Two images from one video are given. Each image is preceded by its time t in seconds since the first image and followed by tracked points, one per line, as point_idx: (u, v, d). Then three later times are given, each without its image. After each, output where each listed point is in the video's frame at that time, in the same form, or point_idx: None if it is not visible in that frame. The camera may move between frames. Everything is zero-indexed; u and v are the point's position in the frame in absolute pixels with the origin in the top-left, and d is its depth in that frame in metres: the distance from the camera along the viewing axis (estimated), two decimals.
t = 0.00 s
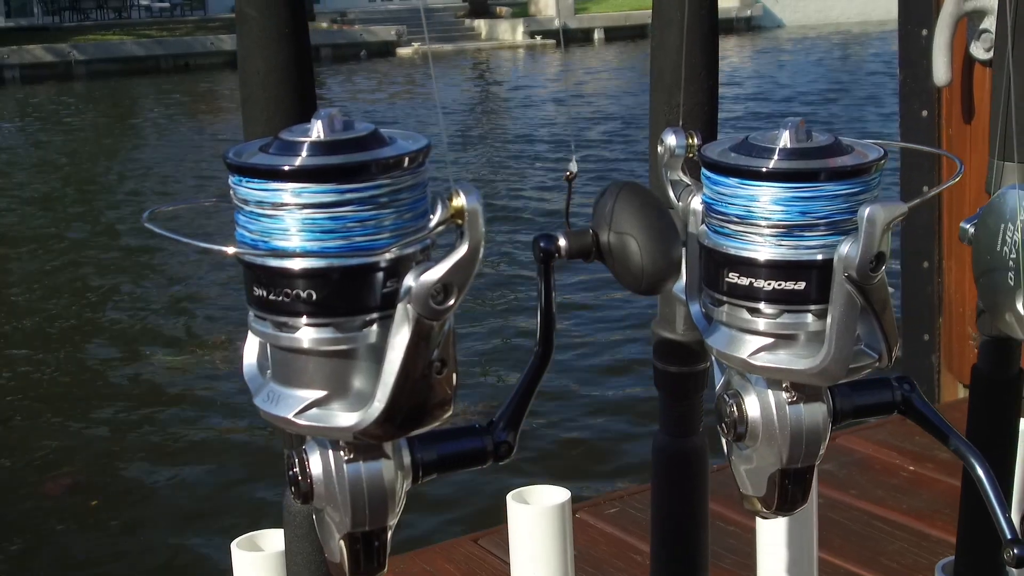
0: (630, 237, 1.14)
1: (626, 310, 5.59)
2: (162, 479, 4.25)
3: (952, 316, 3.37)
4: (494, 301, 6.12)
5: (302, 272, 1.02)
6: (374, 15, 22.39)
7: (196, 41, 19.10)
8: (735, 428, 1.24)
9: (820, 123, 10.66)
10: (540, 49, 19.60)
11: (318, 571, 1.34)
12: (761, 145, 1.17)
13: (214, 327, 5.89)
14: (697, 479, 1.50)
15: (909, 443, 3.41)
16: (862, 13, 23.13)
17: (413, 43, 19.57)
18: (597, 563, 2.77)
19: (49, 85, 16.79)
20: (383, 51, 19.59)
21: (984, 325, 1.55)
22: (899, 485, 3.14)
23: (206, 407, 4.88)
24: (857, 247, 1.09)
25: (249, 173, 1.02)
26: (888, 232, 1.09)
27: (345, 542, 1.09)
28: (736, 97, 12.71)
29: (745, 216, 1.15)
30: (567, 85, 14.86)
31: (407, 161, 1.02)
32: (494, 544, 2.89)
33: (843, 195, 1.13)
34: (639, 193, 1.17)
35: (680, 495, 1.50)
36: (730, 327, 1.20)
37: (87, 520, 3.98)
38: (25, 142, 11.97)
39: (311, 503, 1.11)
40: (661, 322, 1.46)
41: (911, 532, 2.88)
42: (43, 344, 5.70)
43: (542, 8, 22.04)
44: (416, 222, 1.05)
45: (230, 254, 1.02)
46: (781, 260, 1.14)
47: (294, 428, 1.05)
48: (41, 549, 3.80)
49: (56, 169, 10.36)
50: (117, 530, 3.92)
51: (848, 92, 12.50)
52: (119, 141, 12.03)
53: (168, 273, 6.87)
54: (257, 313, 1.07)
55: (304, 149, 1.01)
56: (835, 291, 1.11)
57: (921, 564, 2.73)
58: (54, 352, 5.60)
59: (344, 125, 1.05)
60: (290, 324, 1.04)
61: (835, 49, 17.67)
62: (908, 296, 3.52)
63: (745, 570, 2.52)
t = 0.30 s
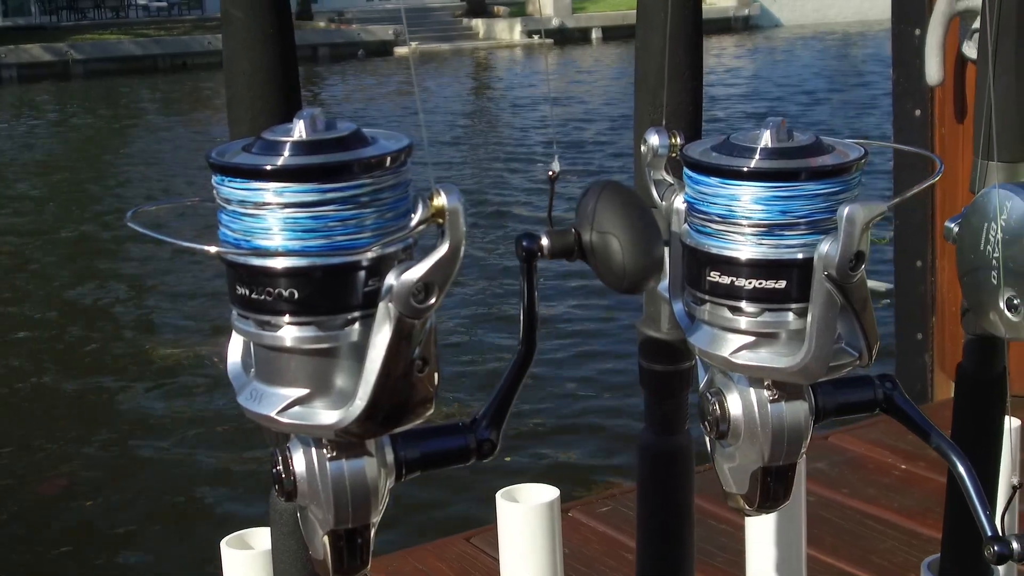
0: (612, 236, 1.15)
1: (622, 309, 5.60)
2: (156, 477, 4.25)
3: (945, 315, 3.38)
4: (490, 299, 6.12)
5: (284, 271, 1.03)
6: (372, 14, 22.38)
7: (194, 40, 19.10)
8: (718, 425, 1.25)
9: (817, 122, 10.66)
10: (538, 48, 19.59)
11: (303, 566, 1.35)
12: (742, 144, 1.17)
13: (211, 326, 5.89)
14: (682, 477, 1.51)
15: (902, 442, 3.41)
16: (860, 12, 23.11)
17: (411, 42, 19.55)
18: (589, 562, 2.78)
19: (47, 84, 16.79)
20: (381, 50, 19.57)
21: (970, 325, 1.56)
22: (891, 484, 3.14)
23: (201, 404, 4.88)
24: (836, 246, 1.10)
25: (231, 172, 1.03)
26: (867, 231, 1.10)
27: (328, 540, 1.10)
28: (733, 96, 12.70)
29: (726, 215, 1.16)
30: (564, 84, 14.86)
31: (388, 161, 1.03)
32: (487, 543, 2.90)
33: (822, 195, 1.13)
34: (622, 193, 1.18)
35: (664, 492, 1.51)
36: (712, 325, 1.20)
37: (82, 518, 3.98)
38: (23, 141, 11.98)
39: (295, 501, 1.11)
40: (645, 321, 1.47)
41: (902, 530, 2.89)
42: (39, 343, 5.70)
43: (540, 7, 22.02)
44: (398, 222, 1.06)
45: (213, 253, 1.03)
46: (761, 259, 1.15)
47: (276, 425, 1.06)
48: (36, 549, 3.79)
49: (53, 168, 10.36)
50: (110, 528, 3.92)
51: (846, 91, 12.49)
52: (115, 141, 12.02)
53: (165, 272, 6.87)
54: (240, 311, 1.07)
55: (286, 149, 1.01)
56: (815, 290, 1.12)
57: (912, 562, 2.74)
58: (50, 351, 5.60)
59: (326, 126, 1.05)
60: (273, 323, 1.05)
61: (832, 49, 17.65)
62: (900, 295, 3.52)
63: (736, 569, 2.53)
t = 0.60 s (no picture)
0: (593, 242, 1.16)
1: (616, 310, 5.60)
2: (149, 478, 4.25)
3: (937, 320, 3.40)
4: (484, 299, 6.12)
5: (267, 278, 1.03)
6: (367, 13, 22.36)
7: (189, 40, 19.07)
8: (700, 430, 1.25)
9: (811, 123, 10.67)
10: (534, 48, 19.59)
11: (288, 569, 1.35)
12: (724, 151, 1.18)
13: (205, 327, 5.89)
14: (667, 480, 1.51)
15: (893, 444, 3.42)
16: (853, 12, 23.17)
17: (407, 42, 19.52)
18: (579, 563, 2.79)
19: (42, 84, 16.76)
20: (377, 50, 19.55)
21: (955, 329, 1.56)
22: (881, 485, 3.15)
23: (194, 404, 4.88)
24: (816, 253, 1.10)
25: (214, 180, 1.03)
26: (848, 238, 1.11)
27: (311, 545, 1.11)
28: (726, 96, 12.71)
29: (707, 221, 1.16)
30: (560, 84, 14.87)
31: (371, 168, 1.03)
32: (478, 544, 2.90)
33: (804, 201, 1.14)
34: (604, 199, 1.19)
35: (649, 496, 1.52)
36: (695, 331, 1.21)
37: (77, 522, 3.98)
38: (18, 141, 11.97)
39: (279, 505, 1.12)
40: (631, 325, 1.47)
41: (892, 532, 2.90)
42: (33, 344, 5.70)
43: (535, 7, 22.01)
44: (379, 229, 1.06)
45: (196, 261, 1.04)
46: (743, 265, 1.15)
47: (259, 431, 1.06)
48: (30, 552, 3.79)
49: (48, 169, 10.35)
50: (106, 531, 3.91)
51: (840, 92, 12.50)
52: (109, 141, 12.00)
53: (160, 273, 6.87)
54: (223, 317, 1.08)
55: (268, 157, 1.02)
56: (796, 295, 1.12)
57: (901, 563, 2.75)
58: (44, 353, 5.60)
59: (308, 133, 1.06)
60: (255, 329, 1.05)
61: (827, 49, 17.65)
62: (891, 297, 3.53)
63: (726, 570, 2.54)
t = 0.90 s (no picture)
0: (568, 246, 1.17)
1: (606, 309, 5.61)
2: (137, 474, 4.23)
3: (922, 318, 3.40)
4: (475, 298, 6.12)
5: (239, 283, 1.04)
6: (360, 13, 22.32)
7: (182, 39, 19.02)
8: (675, 432, 1.26)
9: (802, 123, 10.68)
10: (527, 48, 19.56)
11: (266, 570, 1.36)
12: (697, 155, 1.19)
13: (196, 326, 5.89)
14: (645, 481, 1.52)
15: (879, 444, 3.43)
16: (846, 12, 23.18)
17: (399, 42, 19.48)
18: (565, 563, 2.79)
19: (33, 83, 16.70)
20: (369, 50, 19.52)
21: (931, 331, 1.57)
22: (866, 485, 3.16)
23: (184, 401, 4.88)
24: (788, 256, 1.11)
25: (186, 185, 1.04)
26: (819, 242, 1.11)
27: (285, 547, 1.11)
28: (718, 96, 12.71)
29: (681, 225, 1.17)
30: (553, 84, 14.87)
31: (344, 172, 1.04)
32: (463, 544, 2.91)
33: (776, 205, 1.15)
34: (579, 203, 1.19)
35: (626, 499, 1.52)
36: (669, 334, 1.22)
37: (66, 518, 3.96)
38: (10, 141, 11.94)
39: (253, 509, 1.12)
40: (609, 328, 1.48)
41: (877, 532, 2.91)
42: (23, 344, 5.69)
43: (528, 6, 21.97)
44: (352, 233, 1.07)
45: (168, 265, 1.04)
46: (716, 269, 1.16)
47: (232, 435, 1.07)
48: (17, 547, 3.78)
49: (39, 168, 10.33)
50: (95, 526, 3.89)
51: (833, 92, 12.51)
52: (99, 141, 11.97)
53: (150, 274, 6.85)
54: (196, 322, 1.08)
55: (241, 162, 1.02)
56: (768, 299, 1.13)
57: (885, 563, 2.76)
58: (34, 354, 5.58)
59: (281, 138, 1.06)
60: (228, 333, 1.06)
61: (820, 49, 17.65)
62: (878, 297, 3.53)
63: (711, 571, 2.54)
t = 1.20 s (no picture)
0: (536, 252, 1.17)
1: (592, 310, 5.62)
2: (121, 466, 4.22)
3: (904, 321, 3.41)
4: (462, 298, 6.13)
5: (207, 290, 1.04)
6: (349, 12, 22.29)
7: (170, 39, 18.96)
8: (645, 437, 1.26)
9: (788, 123, 10.68)
10: (516, 48, 19.55)
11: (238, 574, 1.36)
12: (666, 161, 1.19)
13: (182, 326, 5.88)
14: (619, 485, 1.52)
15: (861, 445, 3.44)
16: (834, 11, 23.17)
17: (388, 41, 19.40)
18: (547, 564, 2.79)
19: (21, 83, 16.64)
20: (358, 49, 19.49)
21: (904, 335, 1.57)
22: (848, 486, 3.17)
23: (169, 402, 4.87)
24: (755, 262, 1.12)
25: (154, 193, 1.04)
26: (786, 247, 1.12)
27: (254, 553, 1.11)
28: (705, 96, 12.71)
29: (649, 231, 1.18)
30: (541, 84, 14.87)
31: (312, 179, 1.04)
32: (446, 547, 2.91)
33: (744, 211, 1.15)
34: (547, 209, 1.20)
35: (600, 501, 1.53)
36: (638, 340, 1.22)
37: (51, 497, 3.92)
38: None
39: (223, 514, 1.13)
40: (582, 333, 1.48)
41: (858, 532, 2.91)
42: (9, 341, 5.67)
43: (517, 5, 21.92)
44: (319, 240, 1.07)
45: (135, 273, 1.04)
46: (685, 275, 1.16)
47: (200, 442, 1.07)
48: None
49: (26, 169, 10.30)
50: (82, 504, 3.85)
51: (820, 92, 12.54)
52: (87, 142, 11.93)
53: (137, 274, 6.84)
54: (164, 329, 1.08)
55: (208, 169, 1.03)
56: (736, 305, 1.13)
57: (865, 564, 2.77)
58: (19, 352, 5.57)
59: (249, 144, 1.07)
60: (196, 340, 1.06)
61: (808, 49, 17.68)
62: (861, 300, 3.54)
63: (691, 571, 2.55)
